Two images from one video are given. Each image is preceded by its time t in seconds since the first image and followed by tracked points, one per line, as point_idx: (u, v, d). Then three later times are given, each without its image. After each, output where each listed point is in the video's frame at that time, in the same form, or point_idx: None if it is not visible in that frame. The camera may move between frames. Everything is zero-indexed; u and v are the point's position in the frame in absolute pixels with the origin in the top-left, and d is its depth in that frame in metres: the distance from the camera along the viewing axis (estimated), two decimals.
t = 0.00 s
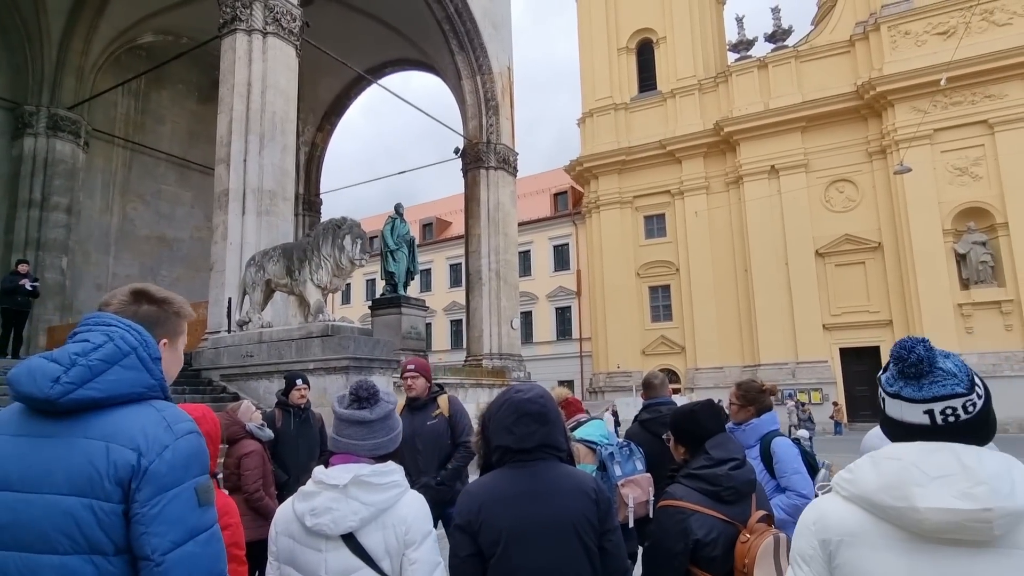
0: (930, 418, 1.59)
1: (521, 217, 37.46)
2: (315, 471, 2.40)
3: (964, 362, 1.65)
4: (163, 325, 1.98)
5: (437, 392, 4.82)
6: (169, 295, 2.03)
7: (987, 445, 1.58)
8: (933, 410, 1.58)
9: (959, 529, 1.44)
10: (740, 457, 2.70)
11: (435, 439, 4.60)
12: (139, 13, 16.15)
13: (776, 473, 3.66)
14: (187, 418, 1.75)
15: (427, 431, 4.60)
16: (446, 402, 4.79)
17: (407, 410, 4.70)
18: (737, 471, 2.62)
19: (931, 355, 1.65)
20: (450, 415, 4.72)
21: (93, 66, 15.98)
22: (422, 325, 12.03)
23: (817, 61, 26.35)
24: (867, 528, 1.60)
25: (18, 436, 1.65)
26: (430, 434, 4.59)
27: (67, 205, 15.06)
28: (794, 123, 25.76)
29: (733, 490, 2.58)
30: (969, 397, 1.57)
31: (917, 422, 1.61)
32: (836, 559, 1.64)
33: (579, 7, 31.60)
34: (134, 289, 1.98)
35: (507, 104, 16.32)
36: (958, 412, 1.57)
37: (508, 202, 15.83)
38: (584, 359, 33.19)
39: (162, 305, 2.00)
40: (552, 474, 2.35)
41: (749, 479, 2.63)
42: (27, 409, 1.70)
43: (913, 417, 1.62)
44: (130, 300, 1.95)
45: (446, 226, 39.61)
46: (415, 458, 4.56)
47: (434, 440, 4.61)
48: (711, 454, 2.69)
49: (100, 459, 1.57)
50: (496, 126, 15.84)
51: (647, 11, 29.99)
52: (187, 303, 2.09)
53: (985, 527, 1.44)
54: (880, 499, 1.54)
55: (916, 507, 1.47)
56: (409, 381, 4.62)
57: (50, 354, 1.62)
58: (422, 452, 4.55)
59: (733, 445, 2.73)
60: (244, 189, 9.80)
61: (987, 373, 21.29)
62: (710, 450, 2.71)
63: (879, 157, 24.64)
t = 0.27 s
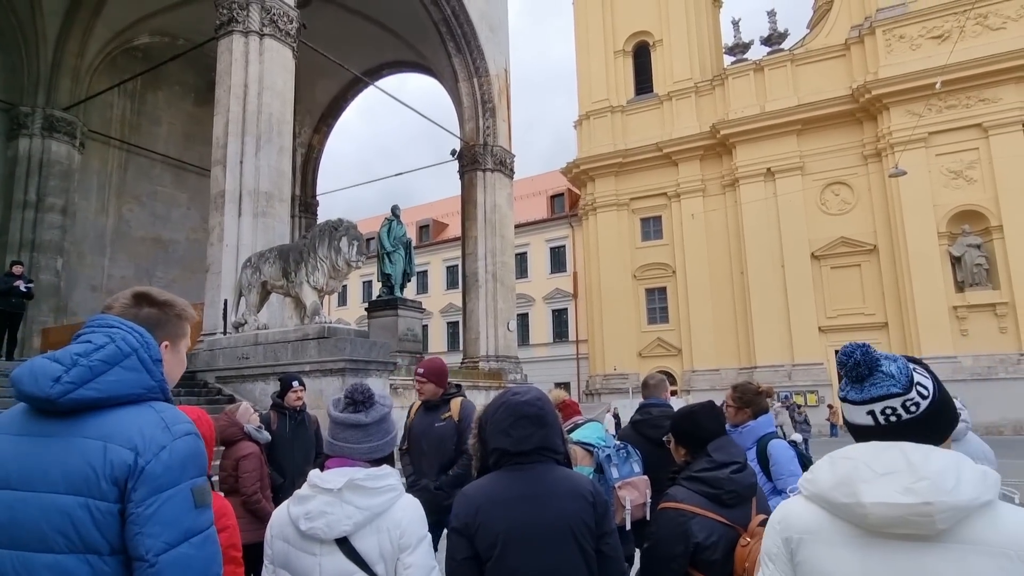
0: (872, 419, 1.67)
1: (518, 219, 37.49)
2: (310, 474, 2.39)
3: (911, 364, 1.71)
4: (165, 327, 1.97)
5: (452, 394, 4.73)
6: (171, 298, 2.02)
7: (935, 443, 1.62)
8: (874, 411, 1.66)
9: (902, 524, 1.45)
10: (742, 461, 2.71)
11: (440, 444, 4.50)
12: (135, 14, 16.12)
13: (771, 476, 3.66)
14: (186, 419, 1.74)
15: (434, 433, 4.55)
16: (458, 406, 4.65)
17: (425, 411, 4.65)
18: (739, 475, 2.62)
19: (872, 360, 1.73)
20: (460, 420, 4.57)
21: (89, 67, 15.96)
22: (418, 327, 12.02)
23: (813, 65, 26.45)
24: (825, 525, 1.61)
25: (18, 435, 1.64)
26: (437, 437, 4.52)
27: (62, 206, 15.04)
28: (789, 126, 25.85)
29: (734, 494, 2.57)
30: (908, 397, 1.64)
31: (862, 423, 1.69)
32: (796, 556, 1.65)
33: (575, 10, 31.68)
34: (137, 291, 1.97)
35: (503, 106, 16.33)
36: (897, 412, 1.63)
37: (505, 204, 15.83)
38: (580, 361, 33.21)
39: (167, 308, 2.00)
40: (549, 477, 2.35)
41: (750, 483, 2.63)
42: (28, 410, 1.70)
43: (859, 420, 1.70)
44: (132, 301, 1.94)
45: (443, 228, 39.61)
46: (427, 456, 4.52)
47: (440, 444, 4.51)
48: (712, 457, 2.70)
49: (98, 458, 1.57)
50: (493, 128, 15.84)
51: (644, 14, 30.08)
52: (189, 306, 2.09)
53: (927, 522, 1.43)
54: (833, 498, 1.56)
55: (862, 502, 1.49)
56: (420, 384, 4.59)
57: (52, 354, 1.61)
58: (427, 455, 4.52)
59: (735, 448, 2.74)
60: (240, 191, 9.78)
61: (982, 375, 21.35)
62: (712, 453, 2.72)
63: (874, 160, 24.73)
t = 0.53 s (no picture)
0: (835, 421, 1.80)
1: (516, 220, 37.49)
2: (310, 475, 2.38)
3: (875, 368, 1.83)
4: (166, 329, 1.96)
5: (466, 399, 4.63)
6: (171, 299, 2.02)
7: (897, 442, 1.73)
8: (835, 413, 1.79)
9: (851, 522, 1.46)
10: (747, 465, 2.72)
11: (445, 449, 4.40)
12: (134, 14, 16.10)
13: (768, 478, 3.66)
14: (187, 420, 1.74)
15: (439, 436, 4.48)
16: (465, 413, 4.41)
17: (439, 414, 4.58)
18: (745, 478, 2.64)
19: (835, 366, 1.88)
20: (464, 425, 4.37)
21: (88, 67, 15.94)
22: (417, 328, 12.03)
23: (811, 67, 26.51)
24: (792, 527, 1.64)
25: (18, 435, 1.63)
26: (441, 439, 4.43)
27: (60, 206, 15.01)
28: (788, 128, 25.90)
29: (739, 498, 2.58)
30: (866, 399, 1.76)
31: (826, 425, 1.83)
32: (770, 559, 1.68)
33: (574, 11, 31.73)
34: (137, 292, 1.96)
35: (502, 107, 16.33)
36: (857, 415, 1.75)
37: (504, 206, 15.84)
38: (578, 363, 33.22)
39: (169, 309, 2.00)
40: (549, 478, 2.35)
41: (756, 488, 2.65)
42: (29, 410, 1.69)
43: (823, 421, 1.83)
44: (132, 303, 1.93)
45: (441, 229, 39.62)
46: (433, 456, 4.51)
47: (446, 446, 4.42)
48: (718, 460, 2.71)
49: (102, 458, 1.56)
50: (492, 129, 15.84)
51: (643, 17, 30.14)
52: (189, 307, 2.08)
53: (873, 518, 1.44)
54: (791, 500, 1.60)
55: (813, 501, 1.52)
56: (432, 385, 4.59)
57: (55, 354, 1.61)
58: (433, 457, 4.49)
59: (741, 452, 2.75)
60: (239, 192, 9.77)
61: (979, 378, 21.38)
62: (718, 456, 2.73)
63: (872, 162, 24.79)
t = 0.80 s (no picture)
0: (823, 426, 1.81)
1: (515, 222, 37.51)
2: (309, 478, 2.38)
3: (862, 373, 1.83)
4: (165, 330, 1.96)
5: (466, 397, 4.61)
6: (168, 300, 2.01)
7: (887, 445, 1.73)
8: (823, 418, 1.81)
9: (840, 527, 1.47)
10: (750, 469, 2.70)
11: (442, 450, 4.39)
12: (132, 16, 16.10)
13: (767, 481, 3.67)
14: (187, 420, 1.74)
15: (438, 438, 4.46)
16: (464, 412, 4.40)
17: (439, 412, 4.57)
18: (746, 483, 2.63)
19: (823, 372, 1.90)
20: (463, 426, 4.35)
21: (86, 68, 15.95)
22: (415, 330, 12.06)
23: (810, 70, 26.58)
24: (782, 532, 1.66)
25: (20, 436, 1.63)
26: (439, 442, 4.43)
27: (58, 207, 15.00)
28: (786, 131, 25.97)
29: (741, 502, 2.58)
30: (852, 402, 1.76)
31: (815, 430, 1.84)
32: (763, 562, 1.69)
33: (573, 14, 31.79)
34: (132, 294, 1.96)
35: (501, 109, 16.33)
36: (846, 418, 1.75)
37: (503, 208, 15.85)
38: (577, 365, 33.22)
39: (168, 312, 2.01)
40: (549, 481, 2.35)
41: (758, 491, 2.64)
42: (28, 412, 1.68)
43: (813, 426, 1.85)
44: (130, 304, 1.92)
45: (440, 231, 39.64)
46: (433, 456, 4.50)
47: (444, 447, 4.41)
48: (720, 463, 2.70)
49: (103, 459, 1.56)
50: (491, 131, 15.84)
51: (642, 20, 30.21)
52: (186, 308, 2.08)
53: (860, 523, 1.44)
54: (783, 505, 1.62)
55: (802, 507, 1.53)
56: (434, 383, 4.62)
57: (56, 356, 1.60)
58: (432, 459, 4.48)
59: (743, 455, 2.74)
60: (238, 193, 9.76)
61: (977, 381, 21.40)
62: (720, 460, 2.72)
63: (870, 165, 24.84)
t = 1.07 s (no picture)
0: (830, 428, 1.80)
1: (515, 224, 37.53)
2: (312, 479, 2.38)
3: (870, 376, 1.82)
4: (159, 332, 1.96)
5: (461, 399, 4.64)
6: (161, 300, 2.01)
7: (895, 449, 1.73)
8: (831, 421, 1.80)
9: (850, 531, 1.48)
10: (730, 470, 2.69)
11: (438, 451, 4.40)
12: (132, 17, 16.11)
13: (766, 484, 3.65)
14: (182, 420, 1.73)
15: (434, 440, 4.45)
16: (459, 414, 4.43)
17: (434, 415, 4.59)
18: (722, 483, 2.62)
19: (830, 373, 1.88)
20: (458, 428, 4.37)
21: (86, 69, 15.95)
22: (414, 331, 12.07)
23: (810, 73, 26.62)
24: (788, 534, 1.65)
25: (16, 437, 1.63)
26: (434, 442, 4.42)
27: (57, 208, 14.98)
28: (785, 134, 26.02)
29: (717, 502, 2.59)
30: (859, 405, 1.75)
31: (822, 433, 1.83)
32: (769, 564, 1.68)
33: (573, 16, 31.86)
34: (127, 295, 1.96)
35: (501, 111, 16.34)
36: (853, 422, 1.75)
37: (502, 210, 15.85)
38: (576, 367, 33.23)
39: (162, 313, 2.00)
40: (550, 483, 2.34)
41: (736, 492, 2.62)
42: (25, 412, 1.68)
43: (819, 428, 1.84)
44: (116, 308, 1.92)
45: (439, 233, 39.65)
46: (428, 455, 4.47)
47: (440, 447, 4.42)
48: (699, 464, 2.74)
49: (98, 458, 1.55)
50: (491, 133, 15.84)
51: (641, 22, 30.28)
52: (182, 309, 2.07)
53: (872, 528, 1.45)
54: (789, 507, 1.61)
55: (812, 511, 1.52)
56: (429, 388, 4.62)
57: (51, 357, 1.60)
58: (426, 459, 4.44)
59: (724, 455, 2.74)
60: (237, 194, 9.76)
61: (976, 384, 21.42)
62: (699, 460, 2.75)
63: (869, 168, 24.89)
